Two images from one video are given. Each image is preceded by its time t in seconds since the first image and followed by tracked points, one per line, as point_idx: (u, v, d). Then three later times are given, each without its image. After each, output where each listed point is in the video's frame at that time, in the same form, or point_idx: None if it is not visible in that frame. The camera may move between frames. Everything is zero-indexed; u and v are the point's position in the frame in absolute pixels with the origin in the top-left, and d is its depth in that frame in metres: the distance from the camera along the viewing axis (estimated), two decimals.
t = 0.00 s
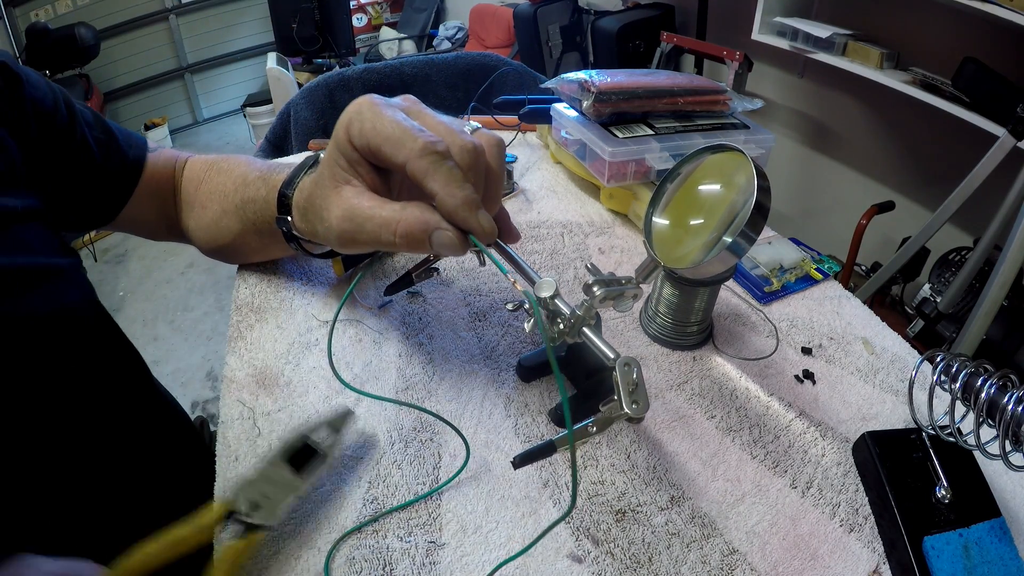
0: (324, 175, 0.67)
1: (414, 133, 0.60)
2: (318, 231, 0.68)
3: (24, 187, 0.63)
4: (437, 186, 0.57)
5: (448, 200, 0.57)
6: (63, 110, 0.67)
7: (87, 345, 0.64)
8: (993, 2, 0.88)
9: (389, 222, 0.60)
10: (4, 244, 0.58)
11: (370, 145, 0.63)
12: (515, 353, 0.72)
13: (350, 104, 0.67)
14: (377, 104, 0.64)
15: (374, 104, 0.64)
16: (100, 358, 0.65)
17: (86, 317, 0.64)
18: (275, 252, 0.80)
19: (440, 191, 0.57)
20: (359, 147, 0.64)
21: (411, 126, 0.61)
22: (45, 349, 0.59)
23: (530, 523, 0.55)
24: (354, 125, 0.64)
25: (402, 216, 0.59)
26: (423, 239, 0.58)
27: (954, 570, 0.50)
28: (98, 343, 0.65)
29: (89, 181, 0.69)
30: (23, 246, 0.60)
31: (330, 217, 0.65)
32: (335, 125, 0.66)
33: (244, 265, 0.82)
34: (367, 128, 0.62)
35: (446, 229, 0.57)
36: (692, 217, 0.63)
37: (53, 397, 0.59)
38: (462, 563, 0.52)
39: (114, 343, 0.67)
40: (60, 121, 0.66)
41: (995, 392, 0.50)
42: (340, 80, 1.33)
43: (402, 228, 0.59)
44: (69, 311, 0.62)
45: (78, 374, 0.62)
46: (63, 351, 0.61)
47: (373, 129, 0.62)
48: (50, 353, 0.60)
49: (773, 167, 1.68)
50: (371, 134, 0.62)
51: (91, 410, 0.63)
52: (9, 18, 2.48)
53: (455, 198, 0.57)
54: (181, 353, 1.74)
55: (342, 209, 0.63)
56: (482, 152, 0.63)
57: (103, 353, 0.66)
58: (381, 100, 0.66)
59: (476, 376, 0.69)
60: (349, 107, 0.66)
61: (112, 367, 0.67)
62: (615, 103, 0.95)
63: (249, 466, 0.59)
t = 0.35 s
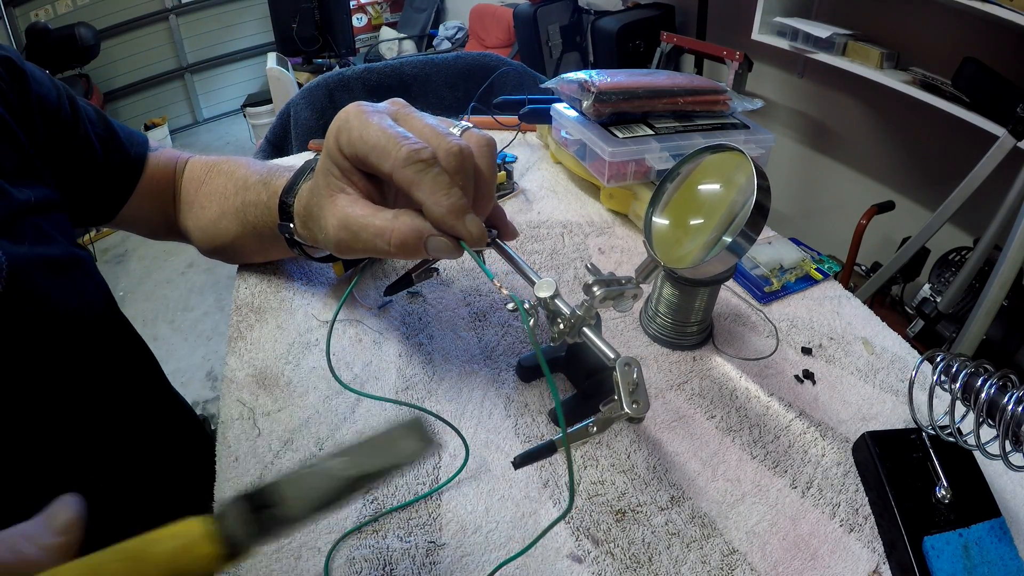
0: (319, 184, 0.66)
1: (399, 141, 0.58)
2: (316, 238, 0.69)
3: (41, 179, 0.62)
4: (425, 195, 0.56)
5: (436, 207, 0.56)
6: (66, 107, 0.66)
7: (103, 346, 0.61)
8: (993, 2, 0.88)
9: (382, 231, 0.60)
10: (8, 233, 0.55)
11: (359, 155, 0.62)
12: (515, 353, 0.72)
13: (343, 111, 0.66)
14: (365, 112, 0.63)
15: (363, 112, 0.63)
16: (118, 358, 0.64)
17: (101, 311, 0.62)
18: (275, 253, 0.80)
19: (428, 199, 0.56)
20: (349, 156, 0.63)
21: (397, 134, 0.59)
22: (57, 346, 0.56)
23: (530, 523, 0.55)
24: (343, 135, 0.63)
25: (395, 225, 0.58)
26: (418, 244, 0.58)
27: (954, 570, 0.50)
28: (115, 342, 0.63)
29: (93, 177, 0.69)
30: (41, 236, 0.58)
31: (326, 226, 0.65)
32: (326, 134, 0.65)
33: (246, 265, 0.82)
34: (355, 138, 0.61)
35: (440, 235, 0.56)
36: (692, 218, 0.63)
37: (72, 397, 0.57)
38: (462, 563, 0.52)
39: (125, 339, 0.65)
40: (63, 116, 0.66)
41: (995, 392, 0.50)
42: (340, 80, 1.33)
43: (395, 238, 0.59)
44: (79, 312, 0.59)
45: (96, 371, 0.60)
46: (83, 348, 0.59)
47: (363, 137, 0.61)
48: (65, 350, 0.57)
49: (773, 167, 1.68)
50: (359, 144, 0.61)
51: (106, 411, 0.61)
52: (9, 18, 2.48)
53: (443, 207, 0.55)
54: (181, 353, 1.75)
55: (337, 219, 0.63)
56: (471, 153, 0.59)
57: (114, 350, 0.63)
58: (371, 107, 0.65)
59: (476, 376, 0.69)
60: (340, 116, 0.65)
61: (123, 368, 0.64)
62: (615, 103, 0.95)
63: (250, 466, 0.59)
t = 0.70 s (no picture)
0: (311, 198, 0.64)
1: (380, 157, 0.54)
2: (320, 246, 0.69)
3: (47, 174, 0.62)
4: (414, 206, 0.54)
5: (427, 216, 0.54)
6: (64, 107, 0.66)
7: (104, 343, 0.61)
8: (993, 2, 0.88)
9: (381, 244, 0.59)
10: (14, 225, 0.55)
11: (342, 172, 0.58)
12: (515, 353, 0.72)
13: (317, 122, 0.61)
14: (339, 123, 0.59)
15: (339, 126, 0.58)
16: (119, 356, 0.63)
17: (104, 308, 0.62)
18: (275, 254, 0.80)
19: (419, 210, 0.54)
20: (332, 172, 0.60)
21: (378, 148, 0.55)
22: (60, 342, 0.56)
23: (530, 523, 0.55)
24: (322, 152, 0.59)
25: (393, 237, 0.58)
26: (419, 252, 0.58)
27: (954, 570, 0.50)
28: (117, 340, 0.63)
29: (90, 177, 0.69)
30: (47, 231, 0.58)
31: (327, 239, 0.65)
32: (308, 148, 0.61)
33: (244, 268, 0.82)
34: (335, 155, 0.57)
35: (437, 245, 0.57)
36: (692, 218, 0.63)
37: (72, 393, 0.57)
38: (462, 563, 0.52)
39: (126, 338, 0.65)
40: (61, 116, 0.66)
41: (995, 392, 0.50)
42: (340, 80, 1.33)
43: (395, 249, 0.59)
44: (82, 308, 0.58)
45: (96, 370, 0.60)
46: (85, 345, 0.58)
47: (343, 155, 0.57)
48: (68, 346, 0.57)
49: (773, 167, 1.68)
50: (339, 162, 0.58)
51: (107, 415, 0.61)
52: (9, 18, 2.49)
53: (434, 217, 0.54)
54: (181, 354, 1.74)
55: (335, 234, 0.63)
56: (454, 151, 0.57)
57: (115, 347, 0.63)
58: (348, 116, 0.60)
59: (476, 376, 0.69)
60: (317, 130, 0.60)
61: (125, 365, 0.64)
62: (615, 103, 0.95)
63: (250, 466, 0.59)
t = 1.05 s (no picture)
0: (311, 202, 0.64)
1: (379, 162, 0.54)
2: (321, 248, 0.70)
3: (48, 174, 0.62)
4: (415, 209, 0.54)
5: (427, 220, 0.54)
6: (63, 108, 0.66)
7: (104, 344, 0.61)
8: (993, 2, 0.88)
9: (383, 248, 0.59)
10: (15, 224, 0.55)
11: (342, 177, 0.58)
12: (515, 354, 0.72)
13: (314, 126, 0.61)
14: (337, 127, 0.58)
15: (336, 131, 0.58)
16: (119, 356, 0.63)
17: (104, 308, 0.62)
18: (276, 254, 0.80)
19: (420, 214, 0.54)
20: (331, 177, 0.60)
21: (376, 152, 0.55)
22: (59, 342, 0.56)
23: (530, 523, 0.55)
24: (320, 157, 0.59)
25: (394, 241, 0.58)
26: (420, 254, 0.59)
27: (954, 570, 0.50)
28: (117, 340, 0.63)
29: (89, 177, 0.69)
30: (48, 230, 0.58)
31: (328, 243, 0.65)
32: (306, 153, 0.61)
33: (243, 268, 0.82)
34: (334, 161, 0.57)
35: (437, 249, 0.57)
36: (692, 218, 0.63)
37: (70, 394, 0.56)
38: (462, 563, 0.52)
39: (124, 338, 0.64)
40: (60, 117, 0.66)
41: (995, 392, 0.50)
42: (340, 80, 1.33)
43: (397, 253, 0.59)
44: (82, 308, 0.58)
45: (96, 370, 0.60)
46: (84, 345, 0.58)
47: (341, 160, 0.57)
48: (67, 347, 0.56)
49: (773, 167, 1.68)
50: (339, 167, 0.57)
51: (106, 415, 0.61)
52: (9, 18, 2.48)
53: (435, 220, 0.54)
54: (181, 354, 1.75)
55: (336, 238, 0.63)
56: (452, 151, 0.57)
57: (115, 347, 0.63)
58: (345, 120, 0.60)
59: (476, 376, 0.69)
60: (314, 135, 0.60)
61: (124, 366, 0.64)
62: (615, 103, 0.95)
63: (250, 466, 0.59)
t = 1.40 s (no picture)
0: (310, 202, 0.64)
1: (379, 162, 0.54)
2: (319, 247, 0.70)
3: (49, 173, 0.62)
4: (416, 210, 0.54)
5: (428, 220, 0.54)
6: (63, 108, 0.66)
7: (104, 343, 0.61)
8: (993, 2, 0.88)
9: (382, 249, 0.59)
10: (16, 223, 0.55)
11: (342, 177, 0.58)
12: (515, 354, 0.72)
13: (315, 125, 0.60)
14: (338, 126, 0.58)
15: (337, 131, 0.58)
16: (118, 356, 0.63)
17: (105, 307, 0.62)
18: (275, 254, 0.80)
19: (421, 214, 0.54)
20: (331, 177, 0.60)
21: (376, 152, 0.55)
22: (59, 342, 0.55)
23: (530, 523, 0.55)
24: (321, 156, 0.59)
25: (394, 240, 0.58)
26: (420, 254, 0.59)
27: (954, 570, 0.50)
28: (117, 340, 0.63)
29: (89, 177, 0.68)
30: (49, 230, 0.58)
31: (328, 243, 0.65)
32: (306, 153, 0.61)
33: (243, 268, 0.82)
34: (334, 161, 0.57)
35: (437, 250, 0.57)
36: (691, 218, 0.63)
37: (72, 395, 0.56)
38: (462, 563, 0.52)
39: (124, 337, 0.64)
40: (60, 117, 0.66)
41: (995, 392, 0.50)
42: (340, 80, 1.33)
43: (396, 253, 0.59)
44: (83, 307, 0.58)
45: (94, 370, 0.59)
46: (84, 345, 0.58)
47: (342, 160, 0.57)
48: (67, 346, 0.56)
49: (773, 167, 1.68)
50: (339, 167, 0.57)
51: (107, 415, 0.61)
52: (9, 18, 2.49)
53: (436, 221, 0.54)
54: (181, 354, 1.75)
55: (336, 238, 0.62)
56: (452, 150, 0.57)
57: (115, 346, 0.62)
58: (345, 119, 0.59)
59: (476, 376, 0.69)
60: (314, 134, 0.60)
61: (123, 366, 0.63)
62: (615, 103, 0.95)
63: (249, 466, 0.59)
